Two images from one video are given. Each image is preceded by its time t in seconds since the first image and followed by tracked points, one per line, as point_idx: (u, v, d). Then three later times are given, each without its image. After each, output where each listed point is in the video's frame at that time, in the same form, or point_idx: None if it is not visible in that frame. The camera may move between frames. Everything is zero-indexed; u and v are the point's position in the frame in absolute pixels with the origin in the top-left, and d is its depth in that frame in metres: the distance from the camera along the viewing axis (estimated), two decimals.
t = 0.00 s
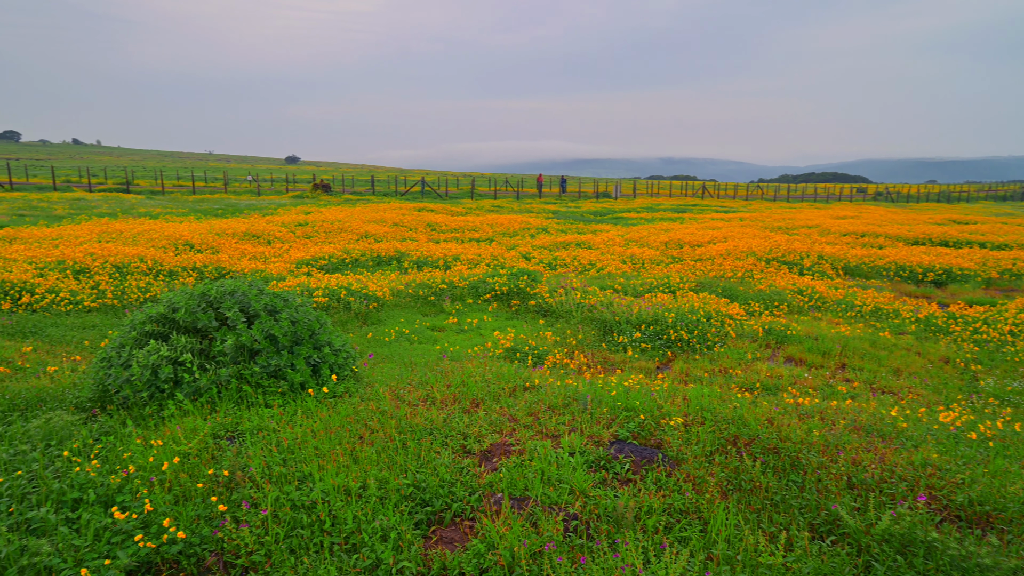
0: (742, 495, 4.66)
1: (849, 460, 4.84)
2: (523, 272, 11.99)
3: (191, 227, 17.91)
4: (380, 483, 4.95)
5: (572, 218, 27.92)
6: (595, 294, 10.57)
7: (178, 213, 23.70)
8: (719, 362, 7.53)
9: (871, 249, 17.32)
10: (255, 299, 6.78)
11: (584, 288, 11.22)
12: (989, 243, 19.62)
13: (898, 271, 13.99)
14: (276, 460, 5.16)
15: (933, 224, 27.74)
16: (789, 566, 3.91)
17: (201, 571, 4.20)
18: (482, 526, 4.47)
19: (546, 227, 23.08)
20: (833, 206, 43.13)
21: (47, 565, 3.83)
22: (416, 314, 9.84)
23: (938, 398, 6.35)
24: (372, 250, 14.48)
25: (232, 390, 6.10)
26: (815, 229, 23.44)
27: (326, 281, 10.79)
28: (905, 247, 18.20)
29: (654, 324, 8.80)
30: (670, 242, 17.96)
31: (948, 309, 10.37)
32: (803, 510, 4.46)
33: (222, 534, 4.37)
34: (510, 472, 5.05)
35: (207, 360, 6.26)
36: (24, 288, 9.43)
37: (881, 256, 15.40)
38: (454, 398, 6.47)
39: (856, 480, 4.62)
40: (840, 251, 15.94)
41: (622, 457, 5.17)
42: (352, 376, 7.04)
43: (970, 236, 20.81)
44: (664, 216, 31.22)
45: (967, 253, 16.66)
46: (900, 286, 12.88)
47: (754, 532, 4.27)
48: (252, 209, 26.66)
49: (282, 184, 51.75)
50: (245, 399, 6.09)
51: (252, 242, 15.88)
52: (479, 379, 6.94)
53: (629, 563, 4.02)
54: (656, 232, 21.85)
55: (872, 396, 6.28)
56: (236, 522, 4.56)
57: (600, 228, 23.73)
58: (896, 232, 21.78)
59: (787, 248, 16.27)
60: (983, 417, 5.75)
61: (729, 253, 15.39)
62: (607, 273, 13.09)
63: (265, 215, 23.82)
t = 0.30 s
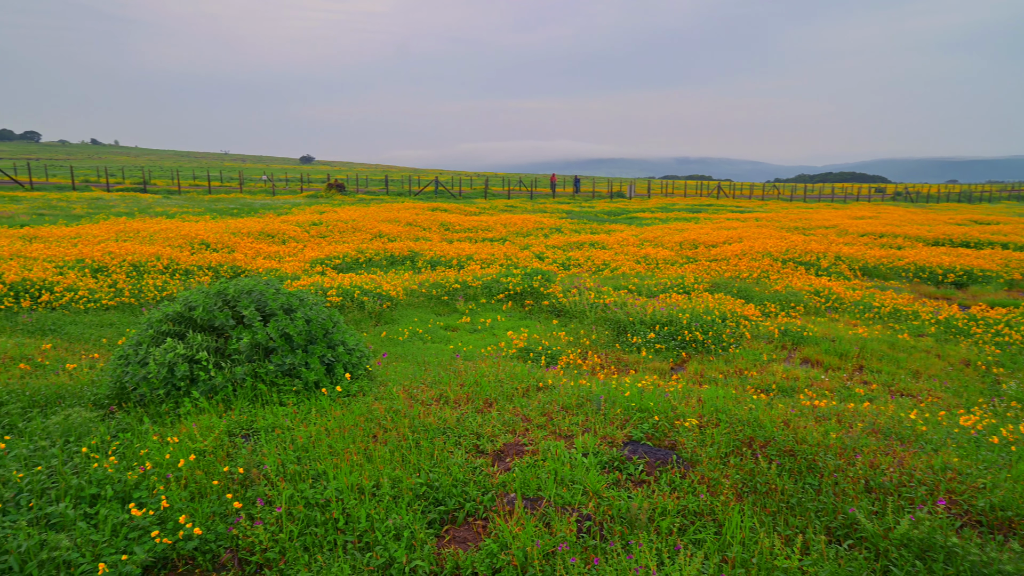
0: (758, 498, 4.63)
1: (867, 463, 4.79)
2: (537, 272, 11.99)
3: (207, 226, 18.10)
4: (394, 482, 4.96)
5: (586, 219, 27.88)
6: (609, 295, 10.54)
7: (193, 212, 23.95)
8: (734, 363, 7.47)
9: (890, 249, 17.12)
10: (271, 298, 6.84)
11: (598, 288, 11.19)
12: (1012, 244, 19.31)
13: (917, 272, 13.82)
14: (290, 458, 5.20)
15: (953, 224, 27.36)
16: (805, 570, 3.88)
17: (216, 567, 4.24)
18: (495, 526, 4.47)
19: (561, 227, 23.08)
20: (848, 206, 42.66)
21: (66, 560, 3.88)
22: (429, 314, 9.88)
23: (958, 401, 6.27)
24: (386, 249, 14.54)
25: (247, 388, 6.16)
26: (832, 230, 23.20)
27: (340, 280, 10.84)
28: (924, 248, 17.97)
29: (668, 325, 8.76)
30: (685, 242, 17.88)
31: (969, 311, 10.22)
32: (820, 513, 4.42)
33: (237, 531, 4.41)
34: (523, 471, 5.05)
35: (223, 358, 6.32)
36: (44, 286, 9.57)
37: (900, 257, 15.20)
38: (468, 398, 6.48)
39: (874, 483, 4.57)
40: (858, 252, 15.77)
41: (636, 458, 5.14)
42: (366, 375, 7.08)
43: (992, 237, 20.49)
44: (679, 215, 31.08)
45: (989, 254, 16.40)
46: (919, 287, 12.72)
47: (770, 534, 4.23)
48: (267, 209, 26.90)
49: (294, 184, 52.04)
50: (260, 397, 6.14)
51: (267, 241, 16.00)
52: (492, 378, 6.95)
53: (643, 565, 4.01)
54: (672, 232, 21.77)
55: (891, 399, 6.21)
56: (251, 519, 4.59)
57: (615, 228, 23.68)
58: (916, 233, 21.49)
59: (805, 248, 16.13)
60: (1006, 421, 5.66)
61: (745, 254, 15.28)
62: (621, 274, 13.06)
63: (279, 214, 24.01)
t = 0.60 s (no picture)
0: (773, 501, 4.59)
1: (884, 468, 4.73)
2: (550, 272, 11.99)
3: (222, 226, 18.29)
4: (406, 482, 4.97)
5: (600, 219, 27.84)
6: (622, 295, 10.51)
7: (208, 212, 24.19)
8: (749, 365, 7.42)
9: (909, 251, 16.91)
10: (285, 297, 6.89)
11: (611, 289, 11.16)
12: None
13: (937, 274, 13.65)
14: (303, 457, 5.23)
15: (975, 225, 26.94)
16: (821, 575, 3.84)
17: (230, 564, 4.27)
18: (507, 527, 4.47)
19: (574, 227, 23.05)
20: (863, 208, 42.17)
21: (83, 555, 3.93)
22: (442, 314, 9.90)
23: (979, 405, 6.17)
24: (399, 249, 14.60)
25: (261, 387, 6.20)
26: (849, 231, 22.97)
27: (353, 280, 10.90)
28: (945, 250, 17.72)
29: (682, 326, 8.72)
30: (699, 243, 17.80)
31: (990, 314, 10.07)
32: (836, 518, 4.37)
33: (251, 528, 4.44)
34: (535, 472, 5.04)
35: (237, 357, 6.38)
36: (62, 284, 9.72)
37: (919, 259, 15.01)
38: (480, 398, 6.48)
39: (892, 488, 4.52)
40: (876, 253, 15.60)
41: (649, 460, 5.12)
42: (379, 375, 7.10)
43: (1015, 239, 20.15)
44: (694, 216, 30.95)
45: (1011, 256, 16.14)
46: (939, 290, 12.56)
47: (785, 539, 4.20)
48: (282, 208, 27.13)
49: (320, 185, 52.39)
50: (274, 395, 6.19)
51: (281, 241, 16.13)
52: (504, 379, 6.95)
53: (656, 567, 3.99)
54: (687, 232, 21.69)
55: (909, 403, 6.14)
56: (264, 517, 4.63)
57: (630, 228, 23.63)
58: (936, 234, 21.20)
59: (821, 249, 15.99)
60: None
61: (760, 255, 15.17)
62: (634, 274, 13.02)
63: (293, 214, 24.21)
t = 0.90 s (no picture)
0: (790, 505, 4.55)
1: (905, 473, 4.67)
2: (565, 273, 11.98)
3: (238, 225, 18.47)
4: (421, 481, 5.00)
5: (614, 220, 27.78)
6: (637, 296, 10.47)
7: (224, 211, 24.44)
8: (766, 368, 7.36)
9: (931, 253, 16.68)
10: (300, 297, 6.96)
11: (626, 290, 11.12)
12: None
13: (959, 276, 13.45)
14: (319, 455, 5.27)
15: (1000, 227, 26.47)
16: None
17: (246, 561, 4.31)
18: (522, 527, 4.48)
19: (589, 228, 23.01)
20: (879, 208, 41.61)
21: (103, 549, 3.99)
22: (457, 314, 9.93)
23: (1003, 410, 6.07)
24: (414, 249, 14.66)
25: (278, 385, 6.26)
26: (869, 232, 22.68)
27: (369, 280, 10.95)
28: (968, 252, 17.46)
29: (698, 327, 8.67)
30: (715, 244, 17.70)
31: (1015, 317, 9.90)
32: (855, 522, 4.33)
33: (267, 526, 4.49)
34: (550, 473, 5.04)
35: (254, 355, 6.44)
36: (83, 282, 9.88)
37: (940, 261, 14.79)
38: (495, 399, 6.49)
39: (913, 493, 4.46)
40: (896, 255, 15.41)
41: (664, 462, 5.09)
42: (394, 374, 7.13)
43: None
44: (710, 216, 30.81)
45: None
46: (961, 292, 12.38)
47: (803, 543, 4.16)
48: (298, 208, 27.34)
49: (332, 184, 52.78)
50: (290, 394, 6.24)
51: (296, 241, 16.25)
52: (519, 379, 6.96)
53: (672, 570, 3.97)
54: (704, 233, 21.58)
55: (931, 407, 6.06)
56: (280, 514, 4.67)
57: (646, 229, 23.56)
58: (958, 236, 20.87)
59: (840, 251, 15.82)
60: None
61: (778, 256, 15.05)
62: (650, 275, 12.97)
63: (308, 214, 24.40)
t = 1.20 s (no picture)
0: (810, 508, 4.50)
1: (929, 477, 4.61)
2: (581, 273, 11.96)
3: (256, 224, 18.69)
4: (438, 480, 5.01)
5: (631, 220, 27.69)
6: (654, 297, 10.42)
7: (242, 211, 24.72)
8: (785, 369, 7.29)
9: (955, 254, 16.39)
10: (316, 295, 7.02)
11: (644, 290, 11.07)
12: None
13: (986, 278, 13.22)
14: (336, 453, 5.30)
15: None
16: None
17: (264, 557, 4.35)
18: (539, 527, 4.47)
19: (606, 227, 22.94)
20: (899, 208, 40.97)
21: (125, 543, 4.05)
22: (473, 314, 9.95)
23: None
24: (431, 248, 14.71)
25: (295, 383, 6.31)
26: (892, 232, 22.33)
27: (385, 279, 11.01)
28: (994, 253, 17.13)
29: (716, 328, 8.60)
30: (734, 244, 17.56)
31: None
32: (877, 527, 4.27)
33: (285, 522, 4.53)
34: (567, 473, 5.03)
35: (272, 353, 6.51)
36: (104, 280, 10.03)
37: (966, 262, 14.53)
38: (511, 398, 6.50)
39: (937, 498, 4.40)
40: (919, 256, 15.17)
41: (682, 463, 5.06)
42: (410, 373, 7.16)
43: None
44: (729, 216, 30.61)
45: None
46: (988, 294, 12.16)
47: (824, 547, 4.12)
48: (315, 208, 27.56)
49: (346, 184, 53.20)
50: (308, 392, 6.30)
51: (313, 240, 16.37)
52: (536, 379, 6.96)
53: (690, 572, 3.95)
54: (721, 232, 21.43)
55: (955, 410, 5.96)
56: (298, 511, 4.71)
57: (663, 229, 23.46)
58: (984, 237, 20.46)
59: (862, 251, 15.63)
60: None
61: (798, 257, 14.90)
62: (668, 276, 12.91)
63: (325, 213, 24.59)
